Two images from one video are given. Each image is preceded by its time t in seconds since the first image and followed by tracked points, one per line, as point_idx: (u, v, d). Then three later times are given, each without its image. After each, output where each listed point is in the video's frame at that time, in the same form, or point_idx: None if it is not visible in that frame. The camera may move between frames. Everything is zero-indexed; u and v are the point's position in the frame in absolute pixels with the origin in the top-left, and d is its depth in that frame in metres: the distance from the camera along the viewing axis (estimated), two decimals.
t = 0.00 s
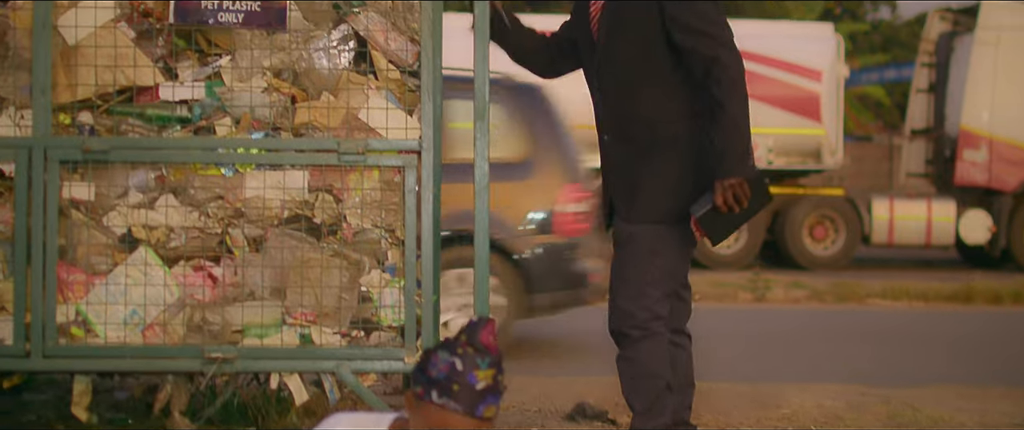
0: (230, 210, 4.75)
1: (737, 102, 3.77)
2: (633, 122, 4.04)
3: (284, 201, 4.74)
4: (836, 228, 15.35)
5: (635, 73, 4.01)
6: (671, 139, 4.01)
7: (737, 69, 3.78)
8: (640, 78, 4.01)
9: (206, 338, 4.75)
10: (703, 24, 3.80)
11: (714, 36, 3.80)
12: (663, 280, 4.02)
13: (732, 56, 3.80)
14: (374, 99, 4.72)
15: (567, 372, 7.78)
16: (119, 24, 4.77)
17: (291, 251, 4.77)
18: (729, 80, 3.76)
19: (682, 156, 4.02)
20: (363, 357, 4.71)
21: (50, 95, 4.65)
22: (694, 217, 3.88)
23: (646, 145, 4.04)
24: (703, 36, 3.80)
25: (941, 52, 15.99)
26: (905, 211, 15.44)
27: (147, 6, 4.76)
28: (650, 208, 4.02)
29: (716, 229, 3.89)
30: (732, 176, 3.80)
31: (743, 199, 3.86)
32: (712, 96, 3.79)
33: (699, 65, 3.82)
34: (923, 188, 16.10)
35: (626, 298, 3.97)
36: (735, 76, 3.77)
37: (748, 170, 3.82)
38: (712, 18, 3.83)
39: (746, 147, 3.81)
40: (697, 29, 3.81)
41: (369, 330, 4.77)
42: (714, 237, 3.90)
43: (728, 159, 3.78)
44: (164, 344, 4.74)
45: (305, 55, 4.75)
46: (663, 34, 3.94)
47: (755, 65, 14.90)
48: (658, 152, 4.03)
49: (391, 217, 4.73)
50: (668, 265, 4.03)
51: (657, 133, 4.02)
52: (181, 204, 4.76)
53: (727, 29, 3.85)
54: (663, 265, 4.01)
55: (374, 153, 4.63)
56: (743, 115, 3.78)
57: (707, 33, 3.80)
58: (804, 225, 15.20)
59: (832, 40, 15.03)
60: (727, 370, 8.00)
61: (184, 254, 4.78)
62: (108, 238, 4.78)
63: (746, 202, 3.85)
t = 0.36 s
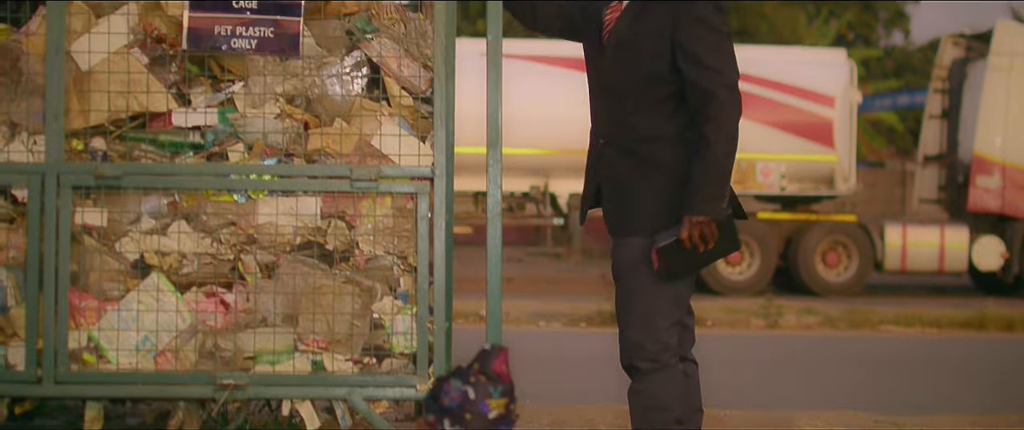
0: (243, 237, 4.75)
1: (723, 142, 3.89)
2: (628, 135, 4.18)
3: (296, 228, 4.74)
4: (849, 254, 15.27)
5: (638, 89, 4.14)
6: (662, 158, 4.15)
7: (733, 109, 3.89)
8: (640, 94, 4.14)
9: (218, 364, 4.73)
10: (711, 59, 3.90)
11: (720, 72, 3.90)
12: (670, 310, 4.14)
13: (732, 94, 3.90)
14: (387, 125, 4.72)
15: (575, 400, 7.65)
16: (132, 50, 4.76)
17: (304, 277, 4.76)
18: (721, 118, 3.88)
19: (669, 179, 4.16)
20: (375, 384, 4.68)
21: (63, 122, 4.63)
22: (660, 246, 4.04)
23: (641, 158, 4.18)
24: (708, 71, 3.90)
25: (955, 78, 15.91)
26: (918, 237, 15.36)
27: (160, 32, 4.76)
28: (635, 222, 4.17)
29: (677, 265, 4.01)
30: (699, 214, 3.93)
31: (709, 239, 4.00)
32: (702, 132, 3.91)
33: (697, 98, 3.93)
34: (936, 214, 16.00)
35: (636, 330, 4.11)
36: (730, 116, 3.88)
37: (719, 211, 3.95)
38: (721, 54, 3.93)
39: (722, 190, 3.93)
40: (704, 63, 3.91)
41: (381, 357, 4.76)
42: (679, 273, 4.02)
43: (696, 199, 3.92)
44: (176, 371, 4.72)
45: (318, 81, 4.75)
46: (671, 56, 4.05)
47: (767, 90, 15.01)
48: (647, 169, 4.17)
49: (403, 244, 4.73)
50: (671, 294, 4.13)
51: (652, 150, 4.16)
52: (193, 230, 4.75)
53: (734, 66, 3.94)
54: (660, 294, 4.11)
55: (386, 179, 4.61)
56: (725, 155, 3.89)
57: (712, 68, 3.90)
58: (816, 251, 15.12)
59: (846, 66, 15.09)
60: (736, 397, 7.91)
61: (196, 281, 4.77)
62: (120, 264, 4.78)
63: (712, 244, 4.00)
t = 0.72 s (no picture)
0: (251, 295, 4.70)
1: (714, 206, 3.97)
2: (627, 186, 4.29)
3: (305, 286, 4.70)
4: (857, 310, 15.21)
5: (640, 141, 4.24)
6: (659, 211, 4.25)
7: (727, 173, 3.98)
8: (641, 147, 4.25)
9: (226, 423, 4.71)
10: (712, 123, 4.01)
11: (719, 136, 4.01)
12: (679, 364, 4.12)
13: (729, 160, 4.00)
14: (396, 183, 4.69)
15: None
16: (142, 105, 4.76)
17: (312, 336, 4.71)
18: (714, 182, 3.97)
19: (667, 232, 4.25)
20: None
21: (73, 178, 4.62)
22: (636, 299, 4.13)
23: (639, 208, 4.28)
24: (707, 134, 4.01)
25: (963, 132, 15.91)
26: (928, 293, 15.15)
27: (169, 88, 4.76)
28: (634, 272, 4.29)
29: (648, 320, 4.07)
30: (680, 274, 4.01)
31: (687, 299, 4.06)
32: (695, 192, 4.00)
33: (694, 159, 4.03)
34: (945, 269, 15.95)
35: (653, 391, 4.10)
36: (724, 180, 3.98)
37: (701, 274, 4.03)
38: (722, 120, 4.04)
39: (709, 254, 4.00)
40: (705, 126, 4.02)
41: (389, 416, 4.73)
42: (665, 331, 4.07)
43: (679, 259, 4.00)
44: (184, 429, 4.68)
45: (327, 138, 4.73)
46: (675, 114, 4.16)
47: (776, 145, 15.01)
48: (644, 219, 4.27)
49: (413, 303, 4.69)
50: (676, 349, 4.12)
51: (651, 201, 4.26)
52: (201, 288, 4.72)
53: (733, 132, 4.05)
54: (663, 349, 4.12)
55: (395, 237, 4.59)
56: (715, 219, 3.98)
57: (712, 132, 4.01)
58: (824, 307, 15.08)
59: (855, 121, 15.10)
60: None
61: (204, 339, 4.72)
62: (128, 322, 4.73)
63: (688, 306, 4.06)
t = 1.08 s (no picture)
0: (260, 353, 4.71)
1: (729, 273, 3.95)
2: (635, 247, 4.29)
3: (313, 344, 4.68)
4: (866, 366, 15.12)
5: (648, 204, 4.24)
6: (667, 275, 4.24)
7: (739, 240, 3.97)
8: (648, 210, 4.26)
9: None
10: (720, 187, 4.00)
11: (728, 201, 4.00)
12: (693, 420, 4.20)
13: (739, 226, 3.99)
14: (405, 242, 4.71)
15: None
16: (152, 164, 4.79)
17: (320, 394, 4.70)
18: (726, 247, 3.96)
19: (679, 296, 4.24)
20: None
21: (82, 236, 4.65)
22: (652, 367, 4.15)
23: (649, 270, 4.27)
24: (717, 199, 4.00)
25: (974, 189, 15.80)
26: (937, 350, 15.08)
27: (180, 146, 4.79)
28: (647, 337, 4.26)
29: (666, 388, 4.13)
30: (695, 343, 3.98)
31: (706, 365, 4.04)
32: (707, 259, 3.99)
33: (704, 226, 4.02)
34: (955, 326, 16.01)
35: None
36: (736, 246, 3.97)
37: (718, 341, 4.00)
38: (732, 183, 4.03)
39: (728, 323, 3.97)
40: (714, 191, 4.00)
41: None
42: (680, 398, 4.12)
43: (696, 329, 3.97)
44: None
45: (338, 197, 4.76)
46: (681, 178, 4.16)
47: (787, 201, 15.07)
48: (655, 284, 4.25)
49: (421, 361, 4.67)
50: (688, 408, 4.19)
51: (661, 264, 4.25)
52: (210, 345, 4.71)
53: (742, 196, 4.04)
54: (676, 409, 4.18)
55: (404, 296, 4.58)
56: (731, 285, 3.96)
57: (721, 197, 4.00)
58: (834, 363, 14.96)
59: (864, 177, 15.29)
60: None
61: (212, 396, 4.72)
62: (136, 379, 4.73)
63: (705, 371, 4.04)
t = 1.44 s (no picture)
0: (265, 383, 4.70)
1: (738, 308, 4.01)
2: (634, 276, 4.36)
3: (318, 374, 4.68)
4: (872, 394, 15.07)
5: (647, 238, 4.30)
6: (668, 306, 4.33)
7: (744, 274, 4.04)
8: (646, 243, 4.32)
9: None
10: (720, 223, 4.06)
11: (729, 236, 4.06)
12: None
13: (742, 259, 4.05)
14: (411, 272, 4.73)
15: None
16: (157, 195, 4.81)
17: (326, 424, 4.69)
18: (732, 282, 4.02)
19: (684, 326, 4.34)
20: None
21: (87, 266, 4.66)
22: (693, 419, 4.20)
23: (650, 301, 4.35)
24: (718, 234, 4.06)
25: (979, 219, 15.83)
26: (943, 378, 15.05)
27: (185, 177, 4.82)
28: (656, 370, 4.32)
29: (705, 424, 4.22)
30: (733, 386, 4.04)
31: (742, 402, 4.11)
32: (716, 296, 4.04)
33: (706, 262, 4.09)
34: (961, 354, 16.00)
35: None
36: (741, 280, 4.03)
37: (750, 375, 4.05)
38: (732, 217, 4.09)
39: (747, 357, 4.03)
40: (714, 227, 4.06)
41: None
42: None
43: (725, 370, 4.01)
44: None
45: (343, 228, 4.78)
46: (679, 213, 4.23)
47: (793, 231, 15.06)
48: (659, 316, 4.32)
49: (426, 391, 4.68)
50: None
51: (661, 295, 4.33)
52: (215, 375, 4.71)
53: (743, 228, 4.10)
54: None
55: (410, 326, 4.58)
56: (743, 319, 4.02)
57: (723, 233, 4.05)
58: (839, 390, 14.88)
59: (868, 206, 15.38)
60: None
61: (217, 426, 4.71)
62: (142, 408, 4.73)
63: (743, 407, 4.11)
